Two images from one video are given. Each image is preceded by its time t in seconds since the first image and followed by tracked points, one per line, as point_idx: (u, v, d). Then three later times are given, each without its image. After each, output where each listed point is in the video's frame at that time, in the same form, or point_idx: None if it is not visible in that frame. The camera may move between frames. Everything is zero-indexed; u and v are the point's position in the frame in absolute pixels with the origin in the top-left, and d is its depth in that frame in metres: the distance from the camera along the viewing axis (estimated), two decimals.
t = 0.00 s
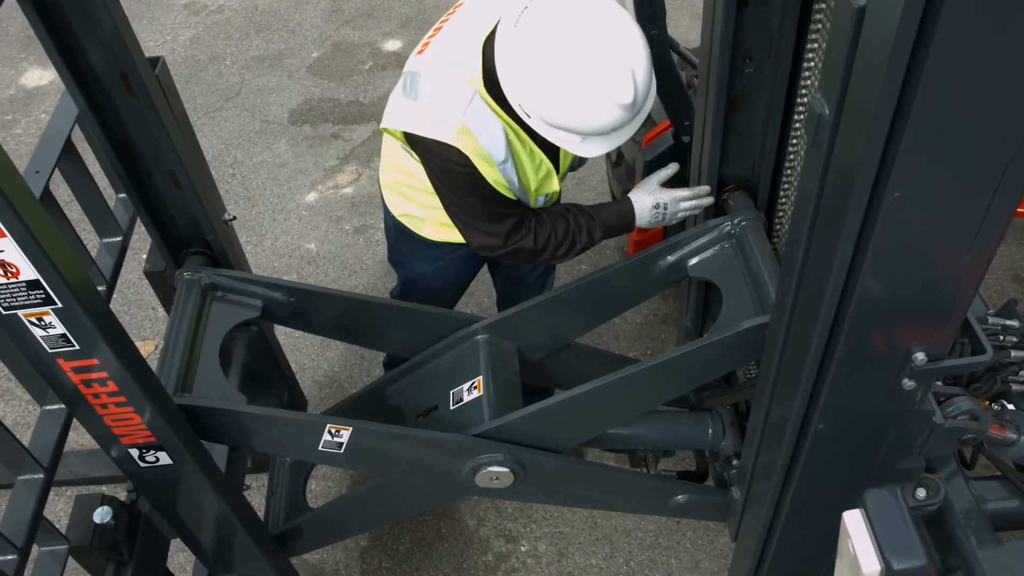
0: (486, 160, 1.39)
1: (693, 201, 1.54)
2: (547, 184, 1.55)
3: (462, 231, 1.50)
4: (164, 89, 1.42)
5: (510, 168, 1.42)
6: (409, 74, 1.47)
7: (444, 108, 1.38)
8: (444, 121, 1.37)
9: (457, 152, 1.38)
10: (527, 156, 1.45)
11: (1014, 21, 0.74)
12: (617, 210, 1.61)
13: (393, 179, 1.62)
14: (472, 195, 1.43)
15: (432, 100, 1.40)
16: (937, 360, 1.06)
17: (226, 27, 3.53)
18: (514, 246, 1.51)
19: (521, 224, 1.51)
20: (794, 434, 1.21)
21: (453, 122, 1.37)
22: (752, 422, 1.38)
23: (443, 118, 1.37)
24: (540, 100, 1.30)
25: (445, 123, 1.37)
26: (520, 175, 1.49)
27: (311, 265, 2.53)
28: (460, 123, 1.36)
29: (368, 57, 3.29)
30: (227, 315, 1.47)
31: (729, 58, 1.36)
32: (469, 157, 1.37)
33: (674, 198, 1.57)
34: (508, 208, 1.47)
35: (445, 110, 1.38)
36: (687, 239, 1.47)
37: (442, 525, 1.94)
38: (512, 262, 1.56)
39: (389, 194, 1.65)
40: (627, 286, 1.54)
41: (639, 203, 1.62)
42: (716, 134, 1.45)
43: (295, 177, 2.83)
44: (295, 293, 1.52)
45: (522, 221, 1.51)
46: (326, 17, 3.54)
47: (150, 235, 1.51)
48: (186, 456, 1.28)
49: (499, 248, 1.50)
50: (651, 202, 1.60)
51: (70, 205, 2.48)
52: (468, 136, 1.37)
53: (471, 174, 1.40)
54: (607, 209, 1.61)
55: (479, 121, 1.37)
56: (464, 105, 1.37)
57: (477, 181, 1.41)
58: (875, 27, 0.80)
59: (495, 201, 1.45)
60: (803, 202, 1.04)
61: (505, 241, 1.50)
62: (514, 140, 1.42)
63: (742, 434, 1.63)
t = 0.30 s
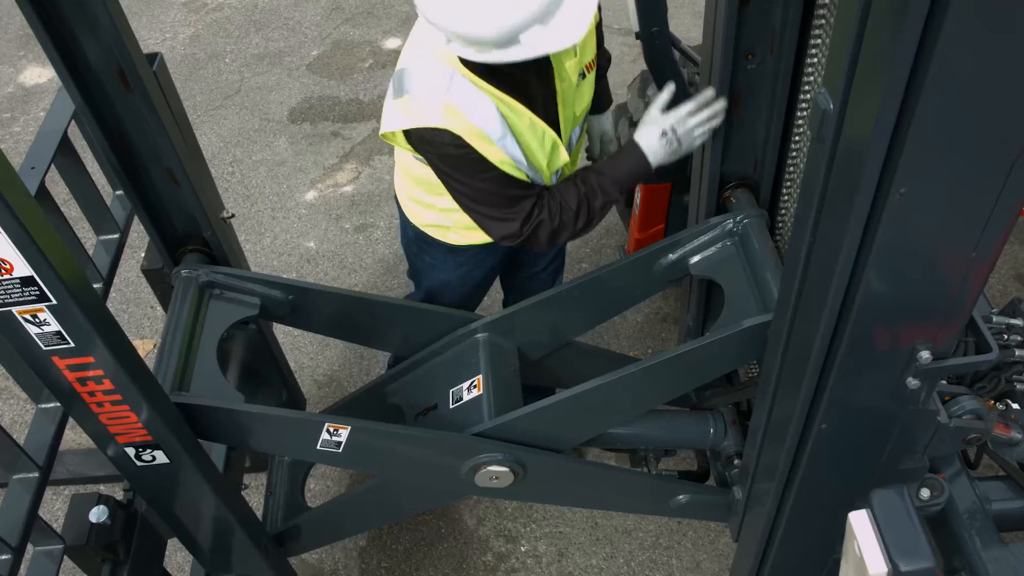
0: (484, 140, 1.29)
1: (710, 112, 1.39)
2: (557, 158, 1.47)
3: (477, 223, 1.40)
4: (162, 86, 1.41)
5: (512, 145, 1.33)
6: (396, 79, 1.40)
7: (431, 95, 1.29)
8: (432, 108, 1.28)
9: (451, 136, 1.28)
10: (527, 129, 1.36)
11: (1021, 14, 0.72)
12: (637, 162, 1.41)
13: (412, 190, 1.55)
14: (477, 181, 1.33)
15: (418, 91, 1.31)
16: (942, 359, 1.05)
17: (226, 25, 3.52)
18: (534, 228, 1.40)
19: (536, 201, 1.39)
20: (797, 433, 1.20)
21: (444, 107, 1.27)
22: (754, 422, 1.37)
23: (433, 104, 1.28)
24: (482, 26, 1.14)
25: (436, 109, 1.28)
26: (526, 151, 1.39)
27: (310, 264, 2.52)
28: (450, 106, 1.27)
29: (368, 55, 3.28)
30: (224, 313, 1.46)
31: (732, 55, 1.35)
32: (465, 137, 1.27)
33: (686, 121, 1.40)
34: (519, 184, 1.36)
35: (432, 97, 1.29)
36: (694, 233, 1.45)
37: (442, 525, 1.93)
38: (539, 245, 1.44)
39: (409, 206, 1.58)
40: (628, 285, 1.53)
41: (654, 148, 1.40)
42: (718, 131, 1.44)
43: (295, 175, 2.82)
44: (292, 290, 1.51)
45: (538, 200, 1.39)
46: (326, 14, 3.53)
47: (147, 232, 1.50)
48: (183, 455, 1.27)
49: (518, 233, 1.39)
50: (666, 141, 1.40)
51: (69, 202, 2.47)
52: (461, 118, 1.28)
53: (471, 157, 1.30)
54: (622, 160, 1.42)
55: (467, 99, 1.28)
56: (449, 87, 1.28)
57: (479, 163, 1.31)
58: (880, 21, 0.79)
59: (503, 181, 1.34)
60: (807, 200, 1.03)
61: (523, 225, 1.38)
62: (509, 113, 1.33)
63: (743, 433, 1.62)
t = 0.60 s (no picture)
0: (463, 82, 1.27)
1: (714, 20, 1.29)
2: (542, 122, 1.45)
3: (479, 175, 1.36)
4: (160, 81, 1.40)
5: (495, 88, 1.31)
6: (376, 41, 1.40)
7: (406, 40, 1.29)
8: (406, 54, 1.28)
9: (428, 78, 1.27)
10: (511, 75, 1.34)
11: None
12: (641, 97, 1.40)
13: (415, 184, 1.52)
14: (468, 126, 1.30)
15: (394, 38, 1.31)
16: (948, 357, 1.04)
17: (225, 22, 3.51)
18: (541, 168, 1.36)
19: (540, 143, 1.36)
20: (801, 432, 1.18)
21: (420, 51, 1.27)
22: (756, 422, 1.36)
23: (408, 49, 1.28)
24: None
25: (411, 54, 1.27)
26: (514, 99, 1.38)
27: (309, 262, 2.51)
28: (425, 49, 1.27)
29: (368, 53, 3.27)
30: (221, 310, 1.44)
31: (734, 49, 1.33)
32: (441, 79, 1.26)
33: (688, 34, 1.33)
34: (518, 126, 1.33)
35: (407, 42, 1.29)
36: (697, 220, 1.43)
37: (442, 524, 1.92)
38: (549, 194, 1.40)
39: (414, 202, 1.55)
40: (629, 282, 1.52)
41: (658, 69, 1.38)
42: (721, 126, 1.43)
43: (294, 173, 2.80)
44: (290, 288, 1.50)
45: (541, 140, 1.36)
46: (326, 12, 3.52)
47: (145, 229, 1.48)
48: (179, 454, 1.26)
49: (525, 175, 1.35)
50: (667, 55, 1.37)
51: (67, 199, 2.46)
52: (437, 60, 1.26)
53: (455, 100, 1.28)
54: (629, 94, 1.41)
55: (442, 41, 1.27)
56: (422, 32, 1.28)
57: (462, 106, 1.29)
58: (887, 12, 0.78)
59: (501, 122, 1.31)
60: (811, 196, 1.02)
61: (528, 166, 1.35)
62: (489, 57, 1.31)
63: (746, 432, 1.60)
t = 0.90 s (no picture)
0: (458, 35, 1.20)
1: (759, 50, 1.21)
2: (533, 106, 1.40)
3: (455, 134, 1.29)
4: (156, 75, 1.38)
5: (489, 49, 1.25)
6: None
7: None
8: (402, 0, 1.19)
9: (423, 28, 1.19)
10: (507, 43, 1.28)
11: None
12: (648, 96, 1.28)
13: (404, 164, 1.49)
14: (455, 83, 1.22)
15: None
16: (956, 355, 1.02)
17: (225, 20, 3.49)
18: (517, 142, 1.27)
19: (525, 117, 1.28)
20: (805, 431, 1.17)
21: None
22: (759, 421, 1.34)
23: None
24: None
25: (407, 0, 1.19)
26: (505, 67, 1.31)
27: (308, 260, 2.49)
28: None
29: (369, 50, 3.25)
30: (218, 307, 1.43)
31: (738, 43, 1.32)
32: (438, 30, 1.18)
33: (722, 55, 1.24)
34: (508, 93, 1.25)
35: None
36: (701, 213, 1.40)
37: (441, 524, 1.90)
38: (522, 170, 1.32)
39: (403, 185, 1.52)
40: (630, 280, 1.50)
41: (677, 78, 1.26)
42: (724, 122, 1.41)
43: (293, 171, 2.79)
44: (289, 285, 1.48)
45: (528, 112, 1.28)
46: (326, 9, 3.50)
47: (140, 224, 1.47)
48: (174, 452, 1.24)
49: (500, 144, 1.27)
50: (691, 67, 1.25)
51: (64, 196, 2.44)
52: (437, 10, 1.19)
53: (449, 53, 1.20)
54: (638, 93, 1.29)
55: None
56: None
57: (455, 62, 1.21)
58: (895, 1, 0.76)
59: (488, 86, 1.23)
60: (816, 191, 1.00)
61: (504, 136, 1.26)
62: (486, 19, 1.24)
63: (748, 431, 1.58)
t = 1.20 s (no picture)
0: None
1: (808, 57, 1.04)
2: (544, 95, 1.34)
3: (469, 85, 1.19)
4: (151, 69, 1.37)
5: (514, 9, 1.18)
6: None
7: None
8: None
9: None
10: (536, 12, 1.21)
11: None
12: (681, 76, 1.15)
13: (407, 143, 1.46)
14: (475, 29, 1.13)
15: None
16: (964, 352, 1.00)
17: (224, 17, 3.47)
18: (532, 96, 1.16)
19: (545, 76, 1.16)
20: (809, 430, 1.15)
21: None
22: (762, 420, 1.32)
23: None
24: None
25: None
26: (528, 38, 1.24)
27: (307, 257, 2.47)
28: None
29: (368, 47, 3.24)
30: (214, 303, 1.41)
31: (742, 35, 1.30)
32: None
33: (771, 56, 1.08)
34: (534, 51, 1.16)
35: None
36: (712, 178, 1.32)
37: (440, 523, 1.89)
38: (534, 132, 1.20)
39: (406, 164, 1.50)
40: (632, 276, 1.49)
41: (716, 71, 1.12)
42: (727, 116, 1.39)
43: (292, 168, 2.77)
44: (286, 281, 1.46)
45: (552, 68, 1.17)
46: (326, 6, 3.49)
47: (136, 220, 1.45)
48: (169, 450, 1.22)
49: (514, 96, 1.16)
50: (734, 62, 1.11)
51: (62, 194, 2.42)
52: None
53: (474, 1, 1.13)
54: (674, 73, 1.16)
55: None
56: None
57: (480, 9, 1.13)
58: None
59: (509, 36, 1.14)
60: (822, 185, 0.98)
61: (518, 87, 1.15)
62: None
63: (751, 430, 1.57)
